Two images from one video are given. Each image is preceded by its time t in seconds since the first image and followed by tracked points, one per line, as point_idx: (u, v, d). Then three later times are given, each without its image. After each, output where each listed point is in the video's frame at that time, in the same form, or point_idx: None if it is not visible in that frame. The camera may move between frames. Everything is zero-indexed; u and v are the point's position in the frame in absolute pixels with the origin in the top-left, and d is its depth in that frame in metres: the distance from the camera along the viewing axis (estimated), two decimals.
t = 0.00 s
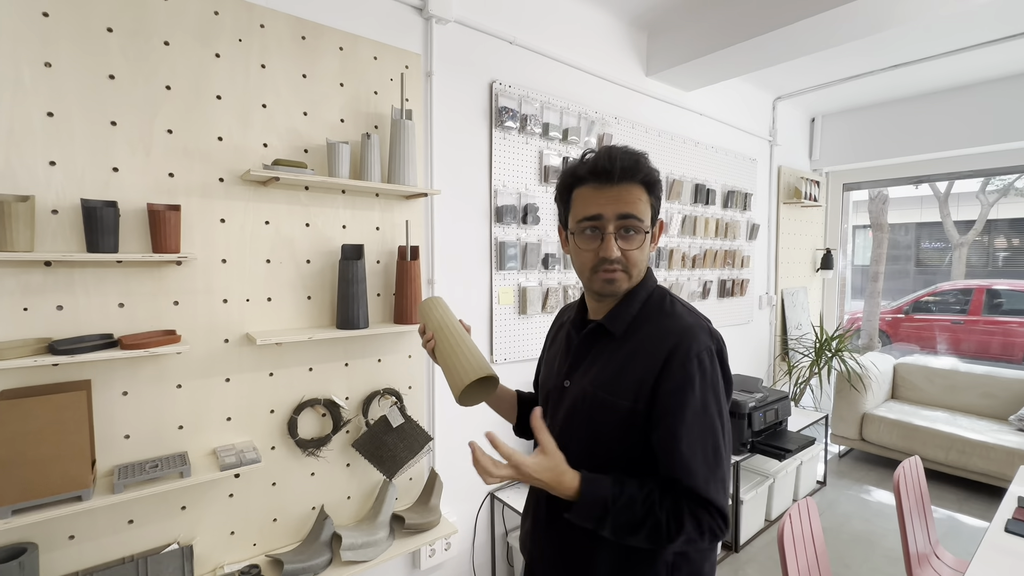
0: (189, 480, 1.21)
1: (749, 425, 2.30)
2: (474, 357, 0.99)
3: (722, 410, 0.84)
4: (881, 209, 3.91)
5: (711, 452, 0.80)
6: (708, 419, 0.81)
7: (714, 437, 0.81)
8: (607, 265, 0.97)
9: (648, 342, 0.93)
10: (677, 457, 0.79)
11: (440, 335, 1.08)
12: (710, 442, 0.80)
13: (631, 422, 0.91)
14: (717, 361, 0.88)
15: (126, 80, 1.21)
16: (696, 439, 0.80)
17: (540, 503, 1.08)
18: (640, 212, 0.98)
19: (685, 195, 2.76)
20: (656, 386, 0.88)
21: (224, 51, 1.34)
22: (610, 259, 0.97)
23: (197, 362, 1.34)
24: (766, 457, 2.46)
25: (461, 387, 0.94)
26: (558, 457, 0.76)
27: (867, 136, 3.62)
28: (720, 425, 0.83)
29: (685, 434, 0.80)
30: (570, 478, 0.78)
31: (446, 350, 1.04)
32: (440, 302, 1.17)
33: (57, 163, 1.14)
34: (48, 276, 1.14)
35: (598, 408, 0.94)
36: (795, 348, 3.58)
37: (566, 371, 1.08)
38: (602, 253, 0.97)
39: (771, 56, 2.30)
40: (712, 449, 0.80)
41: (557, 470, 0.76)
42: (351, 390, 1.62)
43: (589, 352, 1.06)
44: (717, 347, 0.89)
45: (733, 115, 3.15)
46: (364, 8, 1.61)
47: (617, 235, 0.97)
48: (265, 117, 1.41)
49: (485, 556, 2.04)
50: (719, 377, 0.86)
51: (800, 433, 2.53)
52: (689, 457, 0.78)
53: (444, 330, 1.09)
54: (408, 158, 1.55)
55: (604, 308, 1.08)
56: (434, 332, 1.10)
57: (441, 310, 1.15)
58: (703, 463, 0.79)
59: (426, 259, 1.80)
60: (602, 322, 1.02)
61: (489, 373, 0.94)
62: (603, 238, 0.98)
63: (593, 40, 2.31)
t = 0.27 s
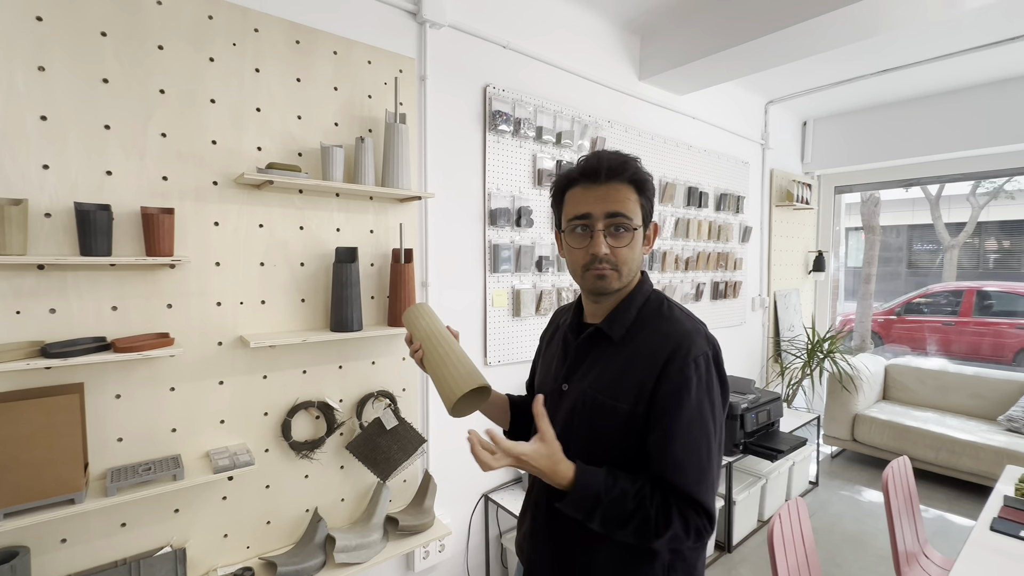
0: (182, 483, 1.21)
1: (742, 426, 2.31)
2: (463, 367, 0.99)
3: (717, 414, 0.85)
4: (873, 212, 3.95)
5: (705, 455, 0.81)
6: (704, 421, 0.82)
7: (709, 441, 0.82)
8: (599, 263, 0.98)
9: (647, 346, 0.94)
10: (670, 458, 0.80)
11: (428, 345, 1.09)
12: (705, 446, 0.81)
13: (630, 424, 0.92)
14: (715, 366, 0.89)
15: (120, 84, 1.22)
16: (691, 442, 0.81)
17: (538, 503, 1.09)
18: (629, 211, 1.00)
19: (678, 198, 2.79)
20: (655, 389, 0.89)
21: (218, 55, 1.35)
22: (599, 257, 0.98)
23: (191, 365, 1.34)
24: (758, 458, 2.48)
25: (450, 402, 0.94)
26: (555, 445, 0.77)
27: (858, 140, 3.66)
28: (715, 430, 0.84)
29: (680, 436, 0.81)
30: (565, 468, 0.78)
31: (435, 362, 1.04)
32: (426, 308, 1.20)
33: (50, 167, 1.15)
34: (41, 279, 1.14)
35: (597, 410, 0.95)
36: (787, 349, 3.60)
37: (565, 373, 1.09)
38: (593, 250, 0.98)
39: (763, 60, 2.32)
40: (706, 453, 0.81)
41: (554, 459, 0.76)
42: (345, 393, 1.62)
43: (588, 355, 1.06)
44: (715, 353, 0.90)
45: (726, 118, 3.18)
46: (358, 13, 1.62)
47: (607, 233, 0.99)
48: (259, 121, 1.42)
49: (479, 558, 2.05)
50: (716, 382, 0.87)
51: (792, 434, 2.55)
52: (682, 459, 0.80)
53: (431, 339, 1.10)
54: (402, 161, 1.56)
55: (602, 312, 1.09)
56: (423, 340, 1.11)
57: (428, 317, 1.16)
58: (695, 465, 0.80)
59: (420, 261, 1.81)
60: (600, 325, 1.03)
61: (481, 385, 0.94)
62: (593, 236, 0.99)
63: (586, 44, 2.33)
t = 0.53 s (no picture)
0: (175, 486, 1.21)
1: (735, 428, 2.33)
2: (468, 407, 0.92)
3: (694, 416, 0.84)
4: (866, 214, 3.98)
5: (676, 456, 0.81)
6: (677, 423, 0.82)
7: (682, 441, 0.81)
8: (583, 258, 1.00)
9: (630, 345, 0.94)
10: (637, 457, 0.81)
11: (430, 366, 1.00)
12: (675, 445, 0.81)
13: (609, 422, 0.93)
14: (696, 367, 0.88)
15: (114, 87, 1.22)
16: (660, 440, 0.81)
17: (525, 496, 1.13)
18: (618, 209, 1.01)
19: (672, 200, 2.80)
20: (633, 388, 0.89)
21: (212, 58, 1.35)
22: (584, 253, 1.00)
23: (184, 368, 1.34)
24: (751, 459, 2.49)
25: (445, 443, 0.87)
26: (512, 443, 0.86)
27: (851, 142, 3.69)
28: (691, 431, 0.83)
29: (649, 435, 0.81)
30: (526, 462, 0.87)
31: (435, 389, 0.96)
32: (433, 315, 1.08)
33: (43, 170, 1.15)
34: (34, 282, 1.14)
35: (579, 408, 0.97)
36: (781, 351, 3.63)
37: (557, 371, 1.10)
38: (578, 246, 1.01)
39: (756, 64, 2.34)
40: (675, 453, 0.81)
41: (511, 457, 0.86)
42: (339, 395, 1.63)
43: (579, 354, 1.08)
44: (696, 354, 0.89)
45: (719, 121, 3.20)
46: (352, 16, 1.63)
47: (594, 230, 1.00)
48: (253, 124, 1.43)
49: (473, 560, 2.05)
50: (694, 383, 0.86)
51: (785, 435, 2.57)
52: (648, 456, 0.80)
53: (435, 361, 1.01)
54: (396, 164, 1.56)
55: (592, 311, 1.10)
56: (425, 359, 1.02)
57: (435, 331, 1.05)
58: (662, 464, 0.80)
59: (414, 264, 1.81)
60: (590, 324, 1.04)
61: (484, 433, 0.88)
62: (580, 232, 1.01)
63: (580, 47, 2.34)
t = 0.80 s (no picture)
0: (171, 489, 1.21)
1: (731, 428, 2.34)
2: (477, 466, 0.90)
3: (681, 417, 0.85)
4: (861, 216, 4.00)
5: (662, 459, 0.81)
6: (663, 424, 0.82)
7: (668, 444, 0.82)
8: (571, 256, 1.03)
9: (619, 347, 0.95)
10: (623, 458, 0.82)
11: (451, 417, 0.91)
12: (662, 447, 0.82)
13: (598, 424, 0.93)
14: (682, 367, 0.88)
15: (110, 90, 1.23)
16: (646, 443, 0.81)
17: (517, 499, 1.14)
18: (609, 211, 1.02)
19: (667, 203, 2.82)
20: (620, 389, 0.90)
21: (209, 61, 1.36)
22: (572, 250, 1.02)
23: (180, 370, 1.34)
24: (747, 459, 2.51)
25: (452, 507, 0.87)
26: (495, 478, 0.90)
27: (846, 145, 3.71)
28: (677, 433, 0.83)
29: (634, 437, 0.82)
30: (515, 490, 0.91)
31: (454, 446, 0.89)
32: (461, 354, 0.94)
33: (40, 173, 1.15)
34: (30, 284, 1.15)
35: (569, 408, 0.98)
36: (776, 352, 3.65)
37: (551, 372, 1.11)
38: (567, 243, 1.03)
39: (750, 67, 2.35)
40: (661, 455, 0.81)
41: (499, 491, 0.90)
42: (335, 397, 1.63)
43: (572, 355, 1.09)
44: (682, 355, 0.89)
45: (715, 124, 3.22)
46: (349, 19, 1.63)
47: (583, 229, 1.02)
48: (250, 127, 1.43)
49: (470, 561, 2.05)
50: (680, 383, 0.86)
51: (781, 436, 2.58)
52: (635, 459, 0.81)
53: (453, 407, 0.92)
54: (392, 167, 1.57)
55: (587, 313, 1.11)
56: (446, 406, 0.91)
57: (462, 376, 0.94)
58: (648, 467, 0.80)
59: (411, 266, 1.82)
60: (583, 325, 1.06)
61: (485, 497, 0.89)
62: (570, 230, 1.04)
63: (576, 50, 2.35)
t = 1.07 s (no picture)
0: (168, 490, 1.21)
1: (727, 429, 2.35)
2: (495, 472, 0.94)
3: (686, 415, 0.86)
4: (857, 217, 4.02)
5: (670, 457, 0.82)
6: (669, 423, 0.83)
7: (675, 442, 0.83)
8: (564, 259, 1.03)
9: (620, 348, 0.96)
10: (632, 460, 0.82)
11: (469, 428, 0.95)
12: (670, 446, 0.83)
13: (601, 425, 0.94)
14: (683, 365, 0.90)
15: (108, 92, 1.23)
16: (653, 442, 0.82)
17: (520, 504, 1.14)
18: (601, 215, 1.02)
19: (664, 204, 2.83)
20: (623, 390, 0.91)
21: (206, 63, 1.36)
22: (565, 253, 1.03)
23: (177, 371, 1.34)
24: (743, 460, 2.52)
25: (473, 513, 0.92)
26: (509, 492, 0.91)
27: (841, 146, 3.73)
28: (683, 430, 0.84)
29: (643, 438, 0.83)
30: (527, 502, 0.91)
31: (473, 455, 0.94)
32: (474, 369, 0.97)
33: (37, 174, 1.15)
34: (26, 286, 1.14)
35: (571, 410, 0.98)
36: (773, 353, 3.66)
37: (549, 374, 1.11)
38: (560, 247, 1.03)
39: (746, 69, 2.37)
40: (669, 453, 0.82)
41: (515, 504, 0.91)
42: (333, 398, 1.63)
43: (571, 356, 1.09)
44: (682, 352, 0.90)
45: (711, 125, 3.24)
46: (346, 21, 1.64)
47: (575, 232, 1.03)
48: (247, 128, 1.43)
49: (468, 562, 2.05)
50: (683, 381, 0.87)
51: (777, 436, 2.59)
52: (644, 459, 0.82)
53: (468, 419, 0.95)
54: (389, 168, 1.57)
55: (584, 315, 1.11)
56: (462, 417, 0.95)
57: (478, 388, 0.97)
58: (658, 466, 0.81)
59: (408, 267, 1.82)
60: (581, 327, 1.06)
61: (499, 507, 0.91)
62: (562, 234, 1.04)
63: (573, 53, 2.36)
